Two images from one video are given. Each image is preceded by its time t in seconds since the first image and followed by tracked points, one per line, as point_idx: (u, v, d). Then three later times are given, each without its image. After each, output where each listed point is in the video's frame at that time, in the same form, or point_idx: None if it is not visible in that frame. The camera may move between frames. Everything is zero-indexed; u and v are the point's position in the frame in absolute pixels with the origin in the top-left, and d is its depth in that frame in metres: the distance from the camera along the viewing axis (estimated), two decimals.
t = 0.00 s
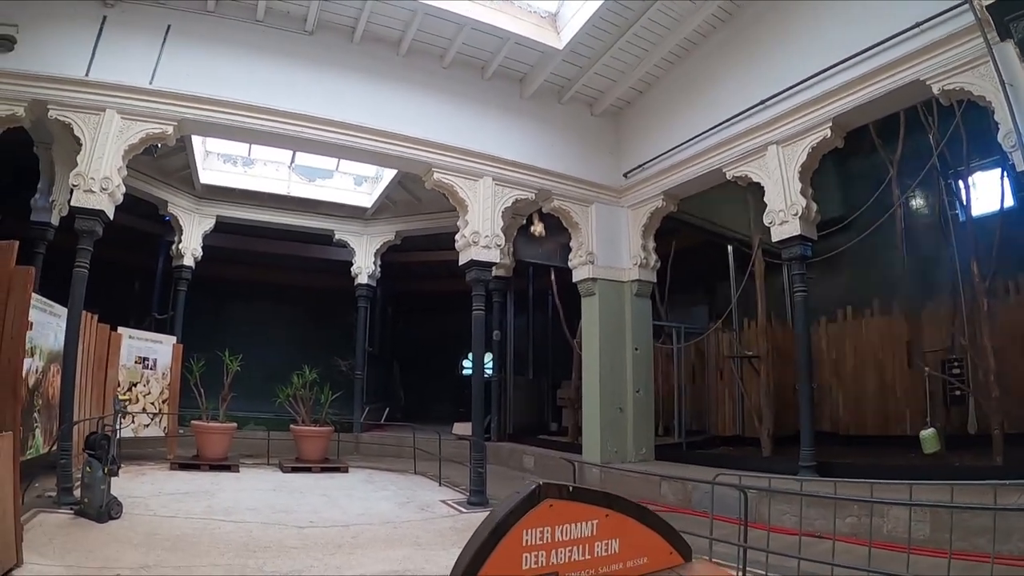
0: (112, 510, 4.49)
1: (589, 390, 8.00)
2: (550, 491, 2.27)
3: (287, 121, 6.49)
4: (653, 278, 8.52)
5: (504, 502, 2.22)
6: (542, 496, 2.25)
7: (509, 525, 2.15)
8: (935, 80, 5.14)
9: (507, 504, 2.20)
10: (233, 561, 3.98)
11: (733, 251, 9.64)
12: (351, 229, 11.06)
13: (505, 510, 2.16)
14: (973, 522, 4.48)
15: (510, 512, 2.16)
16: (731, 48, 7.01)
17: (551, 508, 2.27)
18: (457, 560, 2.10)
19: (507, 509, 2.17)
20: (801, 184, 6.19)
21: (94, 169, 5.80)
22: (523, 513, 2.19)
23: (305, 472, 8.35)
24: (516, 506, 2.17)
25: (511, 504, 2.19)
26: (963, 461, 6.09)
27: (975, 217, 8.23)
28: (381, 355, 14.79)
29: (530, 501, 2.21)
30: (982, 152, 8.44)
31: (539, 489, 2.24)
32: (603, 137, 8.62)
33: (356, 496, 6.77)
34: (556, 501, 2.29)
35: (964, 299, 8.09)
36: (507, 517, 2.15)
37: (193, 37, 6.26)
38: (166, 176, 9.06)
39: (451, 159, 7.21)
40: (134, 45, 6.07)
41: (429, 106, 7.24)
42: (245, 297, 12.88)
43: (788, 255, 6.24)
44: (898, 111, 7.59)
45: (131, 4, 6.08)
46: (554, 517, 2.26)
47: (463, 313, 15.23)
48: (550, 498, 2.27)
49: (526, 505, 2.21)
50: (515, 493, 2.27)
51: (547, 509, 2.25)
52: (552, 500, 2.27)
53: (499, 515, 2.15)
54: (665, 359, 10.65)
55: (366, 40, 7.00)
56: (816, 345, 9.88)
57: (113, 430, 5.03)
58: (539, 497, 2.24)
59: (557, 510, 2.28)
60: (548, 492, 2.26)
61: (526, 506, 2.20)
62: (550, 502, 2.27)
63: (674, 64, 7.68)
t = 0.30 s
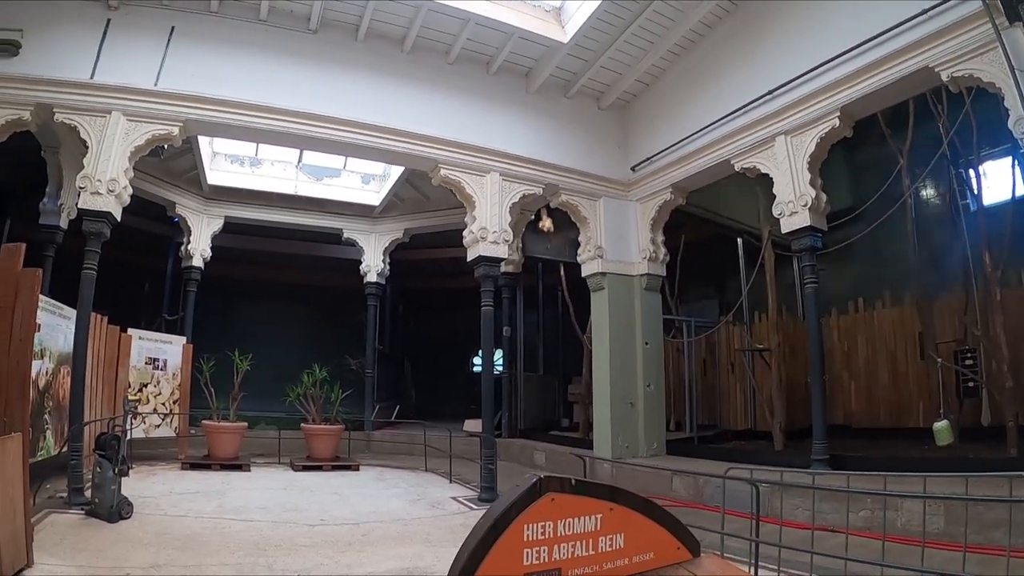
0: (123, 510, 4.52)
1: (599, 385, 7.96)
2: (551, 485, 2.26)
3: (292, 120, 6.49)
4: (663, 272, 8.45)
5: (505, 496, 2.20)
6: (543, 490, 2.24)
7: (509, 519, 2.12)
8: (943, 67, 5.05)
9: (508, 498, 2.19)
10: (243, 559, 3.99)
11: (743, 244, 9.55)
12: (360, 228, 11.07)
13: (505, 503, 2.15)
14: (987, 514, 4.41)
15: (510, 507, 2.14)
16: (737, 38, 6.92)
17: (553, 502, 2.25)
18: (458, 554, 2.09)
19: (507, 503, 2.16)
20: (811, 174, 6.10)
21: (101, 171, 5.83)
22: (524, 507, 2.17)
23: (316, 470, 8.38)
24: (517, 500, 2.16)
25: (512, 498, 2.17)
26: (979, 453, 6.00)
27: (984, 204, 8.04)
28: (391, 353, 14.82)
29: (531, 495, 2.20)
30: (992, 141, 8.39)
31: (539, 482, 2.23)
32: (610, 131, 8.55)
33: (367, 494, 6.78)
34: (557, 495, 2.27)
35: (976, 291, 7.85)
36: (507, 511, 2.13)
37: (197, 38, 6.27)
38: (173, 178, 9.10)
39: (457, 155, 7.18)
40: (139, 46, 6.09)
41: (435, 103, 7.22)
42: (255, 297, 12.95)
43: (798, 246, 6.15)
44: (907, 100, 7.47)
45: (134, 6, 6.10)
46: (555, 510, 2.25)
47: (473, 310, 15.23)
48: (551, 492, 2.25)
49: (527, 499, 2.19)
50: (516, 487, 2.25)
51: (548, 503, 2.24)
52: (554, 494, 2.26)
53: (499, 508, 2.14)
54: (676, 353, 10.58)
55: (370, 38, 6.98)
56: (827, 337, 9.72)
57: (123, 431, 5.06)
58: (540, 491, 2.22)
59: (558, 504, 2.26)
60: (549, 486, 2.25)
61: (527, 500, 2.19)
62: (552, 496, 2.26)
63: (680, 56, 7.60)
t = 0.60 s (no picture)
0: (133, 508, 4.56)
1: (608, 378, 7.93)
2: (555, 478, 2.24)
3: (295, 117, 6.48)
4: (671, 263, 8.40)
5: (508, 489, 2.19)
6: (546, 483, 2.22)
7: (512, 513, 2.12)
8: (949, 55, 4.97)
9: (511, 491, 2.17)
10: (253, 555, 4.01)
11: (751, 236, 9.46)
12: (367, 224, 11.07)
13: (508, 496, 2.14)
14: (999, 506, 4.36)
15: (513, 500, 2.13)
16: (742, 27, 6.84)
17: (557, 494, 2.23)
18: (461, 548, 2.09)
19: (510, 496, 2.15)
20: (818, 164, 6.03)
21: (107, 171, 5.85)
22: (527, 500, 2.16)
23: (326, 466, 8.42)
24: (519, 493, 2.14)
25: (515, 491, 2.16)
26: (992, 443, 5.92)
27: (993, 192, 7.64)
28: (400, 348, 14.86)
29: (534, 488, 2.18)
30: (1001, 128, 8.20)
31: (542, 475, 2.21)
32: (616, 123, 8.48)
33: (377, 489, 6.81)
34: (561, 487, 2.25)
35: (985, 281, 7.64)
36: (510, 504, 2.12)
37: (199, 37, 6.27)
38: (180, 177, 9.14)
39: (462, 149, 7.15)
40: (143, 46, 6.10)
41: (439, 97, 7.18)
42: (263, 294, 13.02)
43: (807, 237, 6.09)
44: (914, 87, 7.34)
45: (136, 6, 6.11)
46: (559, 503, 2.23)
47: (481, 305, 15.23)
48: (555, 484, 2.23)
49: (530, 492, 2.18)
50: (519, 480, 2.24)
51: (552, 496, 2.22)
52: (557, 486, 2.24)
53: (502, 502, 2.13)
54: (684, 345, 10.53)
55: (373, 33, 6.96)
56: (836, 329, 9.65)
57: (132, 430, 5.10)
58: (544, 484, 2.21)
59: (562, 497, 2.25)
60: (553, 478, 2.24)
61: (530, 493, 2.18)
62: (556, 489, 2.24)
63: (685, 46, 7.51)
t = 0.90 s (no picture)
0: (141, 505, 4.60)
1: (613, 373, 7.92)
2: (558, 473, 2.23)
3: (298, 114, 6.47)
4: (676, 257, 8.36)
5: (511, 485, 2.18)
6: (549, 479, 2.21)
7: (514, 510, 2.11)
8: (955, 46, 4.91)
9: (514, 487, 2.17)
10: (260, 552, 4.04)
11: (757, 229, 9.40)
12: (372, 220, 11.08)
13: (511, 493, 2.13)
14: (1007, 500, 4.33)
15: (515, 496, 2.12)
16: (747, 19, 6.77)
17: (560, 491, 2.23)
18: (463, 544, 2.09)
19: (513, 493, 2.14)
20: (824, 156, 5.97)
21: (111, 170, 5.87)
22: (530, 496, 2.15)
23: (333, 462, 8.46)
24: (521, 490, 2.14)
25: (517, 487, 2.15)
26: (999, 437, 5.88)
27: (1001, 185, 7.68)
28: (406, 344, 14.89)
29: (536, 484, 2.18)
30: (1007, 120, 8.18)
31: (545, 471, 2.20)
32: (620, 117, 8.43)
33: (384, 485, 6.84)
34: (564, 484, 2.24)
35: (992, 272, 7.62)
36: (512, 501, 2.11)
37: (202, 35, 6.27)
38: (185, 175, 9.17)
39: (467, 144, 7.13)
40: (146, 45, 6.11)
41: (443, 92, 7.15)
42: (269, 291, 13.07)
43: (813, 230, 6.04)
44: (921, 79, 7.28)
45: (138, 5, 6.11)
46: (562, 499, 2.23)
47: (486, 300, 15.24)
48: (558, 481, 2.23)
49: (533, 488, 2.17)
50: (522, 476, 2.23)
51: (555, 492, 2.22)
52: (561, 483, 2.23)
53: (504, 498, 2.13)
54: (690, 339, 10.49)
55: (377, 29, 6.93)
56: (843, 323, 9.59)
57: (139, 427, 5.13)
58: (547, 480, 2.20)
59: (565, 493, 2.24)
60: (556, 474, 2.23)
61: (533, 489, 2.17)
62: (559, 485, 2.23)
63: (690, 38, 7.44)
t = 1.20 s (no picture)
0: (143, 504, 4.60)
1: (616, 370, 7.89)
2: (562, 469, 2.22)
3: (299, 112, 6.46)
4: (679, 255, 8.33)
5: (514, 481, 2.16)
6: (553, 475, 2.19)
7: (518, 506, 2.09)
8: (958, 42, 4.88)
9: (517, 483, 2.15)
10: (262, 550, 4.03)
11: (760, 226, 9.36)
12: (374, 218, 11.07)
13: (514, 489, 2.11)
14: (1011, 498, 4.30)
15: (519, 493, 2.10)
16: (750, 15, 6.73)
17: (564, 487, 2.21)
18: (466, 540, 2.07)
19: (516, 489, 2.12)
20: (827, 153, 5.94)
21: (113, 169, 5.87)
22: (534, 492, 2.14)
23: (335, 461, 8.46)
24: (525, 486, 2.12)
25: (521, 483, 2.14)
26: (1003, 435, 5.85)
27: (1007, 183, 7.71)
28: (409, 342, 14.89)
29: (540, 480, 2.16)
30: (1010, 119, 8.04)
31: (549, 467, 2.18)
32: (623, 114, 8.40)
33: (387, 483, 6.83)
34: (568, 480, 2.23)
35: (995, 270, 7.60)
36: (515, 497, 2.10)
37: (204, 34, 6.25)
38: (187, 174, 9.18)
39: (470, 141, 7.11)
40: (148, 43, 6.10)
41: (444, 90, 7.13)
42: (271, 290, 13.07)
43: (816, 227, 6.01)
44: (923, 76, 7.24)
45: (140, 4, 6.10)
46: (567, 496, 2.21)
47: (489, 298, 15.23)
48: (562, 477, 2.21)
49: (537, 484, 2.15)
50: (526, 472, 2.21)
51: (559, 488, 2.20)
52: (565, 479, 2.22)
53: (506, 495, 2.10)
54: (693, 337, 10.46)
55: (379, 27, 6.90)
56: (846, 320, 9.55)
57: (140, 426, 5.13)
58: (551, 476, 2.18)
59: (570, 489, 2.22)
60: (560, 470, 2.21)
61: (537, 486, 2.15)
62: (563, 481, 2.22)
63: (692, 35, 7.40)
